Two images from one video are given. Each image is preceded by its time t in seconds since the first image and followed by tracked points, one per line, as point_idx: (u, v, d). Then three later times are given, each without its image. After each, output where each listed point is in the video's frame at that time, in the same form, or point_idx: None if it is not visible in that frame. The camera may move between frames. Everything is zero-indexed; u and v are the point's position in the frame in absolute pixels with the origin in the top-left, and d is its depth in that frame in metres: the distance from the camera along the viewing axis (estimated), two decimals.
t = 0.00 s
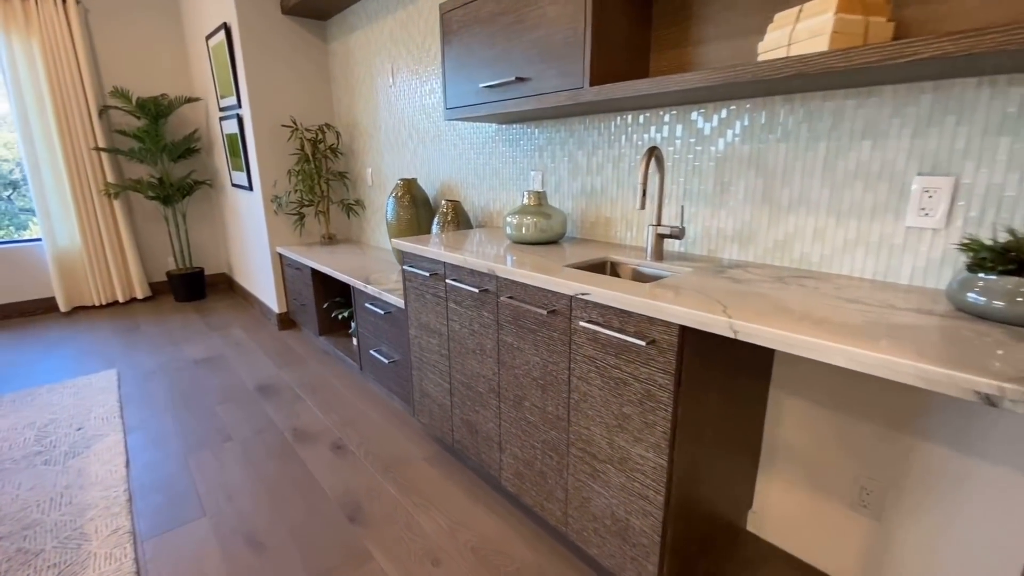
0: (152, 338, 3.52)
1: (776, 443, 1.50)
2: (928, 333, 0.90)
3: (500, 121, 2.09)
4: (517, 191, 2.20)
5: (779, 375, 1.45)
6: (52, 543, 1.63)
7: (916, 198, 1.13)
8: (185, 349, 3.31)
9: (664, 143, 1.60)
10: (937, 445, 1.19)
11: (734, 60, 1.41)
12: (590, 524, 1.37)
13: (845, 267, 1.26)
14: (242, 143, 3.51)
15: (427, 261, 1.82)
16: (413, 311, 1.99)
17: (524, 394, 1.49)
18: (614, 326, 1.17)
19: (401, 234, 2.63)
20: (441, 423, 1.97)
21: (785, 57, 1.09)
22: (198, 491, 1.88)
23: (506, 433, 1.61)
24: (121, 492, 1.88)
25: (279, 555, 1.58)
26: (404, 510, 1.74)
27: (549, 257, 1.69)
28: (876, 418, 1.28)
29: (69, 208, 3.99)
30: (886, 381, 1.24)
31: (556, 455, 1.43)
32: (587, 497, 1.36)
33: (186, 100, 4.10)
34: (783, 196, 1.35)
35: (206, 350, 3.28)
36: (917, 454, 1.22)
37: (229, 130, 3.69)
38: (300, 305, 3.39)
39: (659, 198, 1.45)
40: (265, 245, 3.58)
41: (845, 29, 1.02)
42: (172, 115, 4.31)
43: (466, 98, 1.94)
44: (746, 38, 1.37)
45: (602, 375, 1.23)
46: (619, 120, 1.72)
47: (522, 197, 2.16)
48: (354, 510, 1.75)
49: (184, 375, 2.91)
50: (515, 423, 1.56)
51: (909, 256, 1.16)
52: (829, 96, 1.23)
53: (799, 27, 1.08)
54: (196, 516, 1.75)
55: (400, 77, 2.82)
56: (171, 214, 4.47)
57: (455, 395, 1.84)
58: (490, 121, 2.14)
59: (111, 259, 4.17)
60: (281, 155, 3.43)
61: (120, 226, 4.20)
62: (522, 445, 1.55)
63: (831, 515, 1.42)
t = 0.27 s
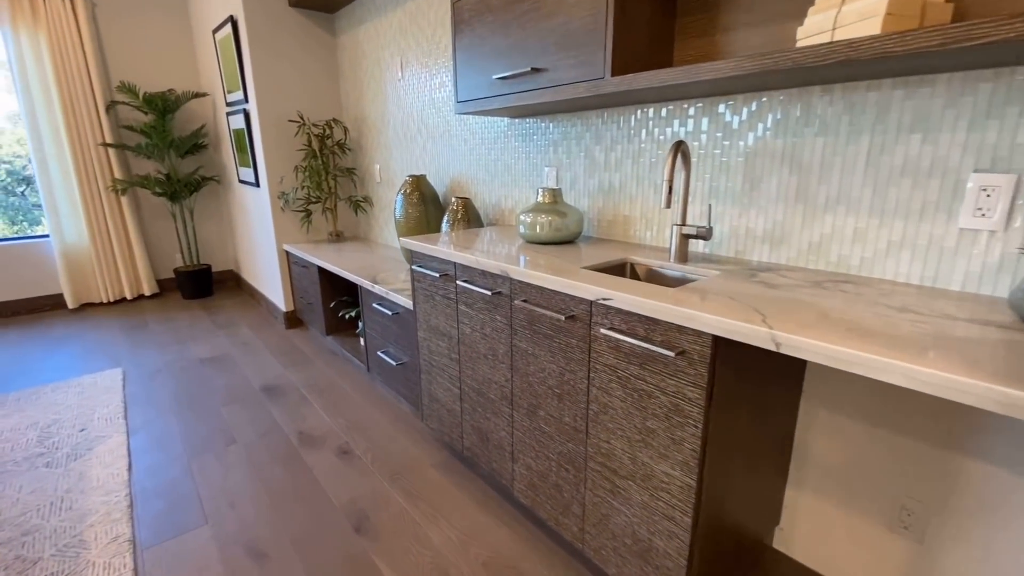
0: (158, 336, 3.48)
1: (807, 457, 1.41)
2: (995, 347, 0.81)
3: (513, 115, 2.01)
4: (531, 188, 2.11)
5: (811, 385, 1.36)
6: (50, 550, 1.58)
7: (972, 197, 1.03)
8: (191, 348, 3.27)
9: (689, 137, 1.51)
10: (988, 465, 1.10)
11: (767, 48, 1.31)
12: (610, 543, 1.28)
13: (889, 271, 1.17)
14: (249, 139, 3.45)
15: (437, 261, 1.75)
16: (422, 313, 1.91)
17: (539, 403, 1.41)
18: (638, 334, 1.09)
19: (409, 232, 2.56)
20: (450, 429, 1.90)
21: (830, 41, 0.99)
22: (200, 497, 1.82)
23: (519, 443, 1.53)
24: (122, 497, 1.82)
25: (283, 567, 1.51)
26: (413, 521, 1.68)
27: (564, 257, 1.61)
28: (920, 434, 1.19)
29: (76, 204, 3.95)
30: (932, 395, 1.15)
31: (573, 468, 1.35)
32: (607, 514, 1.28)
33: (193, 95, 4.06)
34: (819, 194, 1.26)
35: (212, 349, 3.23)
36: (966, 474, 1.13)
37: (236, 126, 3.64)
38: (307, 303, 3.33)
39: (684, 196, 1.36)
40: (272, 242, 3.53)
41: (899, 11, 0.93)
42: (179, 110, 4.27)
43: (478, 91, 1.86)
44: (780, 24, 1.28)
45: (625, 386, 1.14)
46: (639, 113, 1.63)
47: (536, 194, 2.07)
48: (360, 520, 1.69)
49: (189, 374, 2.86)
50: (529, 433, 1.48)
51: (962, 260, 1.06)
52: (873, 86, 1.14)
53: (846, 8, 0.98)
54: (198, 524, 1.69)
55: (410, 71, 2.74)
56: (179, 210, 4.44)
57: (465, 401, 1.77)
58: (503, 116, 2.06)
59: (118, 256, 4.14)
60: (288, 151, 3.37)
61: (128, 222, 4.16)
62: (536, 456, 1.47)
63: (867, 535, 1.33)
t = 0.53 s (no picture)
0: (169, 333, 3.47)
1: (839, 470, 1.33)
2: None
3: (529, 109, 1.94)
4: (546, 184, 2.04)
5: (845, 394, 1.29)
6: (55, 553, 1.55)
7: None
8: (201, 345, 3.25)
9: (715, 131, 1.43)
10: None
11: (801, 36, 1.23)
12: (630, 558, 1.22)
13: (934, 274, 1.09)
14: (259, 135, 3.42)
15: (450, 260, 1.69)
16: (433, 313, 1.86)
17: (555, 409, 1.35)
18: (665, 340, 1.02)
19: (420, 230, 2.51)
20: (462, 433, 1.84)
21: (878, 23, 0.92)
22: (207, 499, 1.79)
23: (534, 450, 1.47)
24: (129, 498, 1.79)
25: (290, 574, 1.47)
26: (423, 528, 1.62)
27: (582, 257, 1.55)
28: (965, 450, 1.11)
29: (89, 200, 3.96)
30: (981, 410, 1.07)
31: (591, 478, 1.28)
32: (627, 528, 1.21)
33: (205, 91, 4.04)
34: (857, 191, 1.18)
35: (222, 347, 3.21)
36: (1017, 494, 1.05)
37: (247, 122, 3.61)
38: (317, 301, 3.30)
39: (711, 193, 1.28)
40: (282, 239, 3.50)
41: None
42: (191, 107, 4.26)
43: (493, 83, 1.79)
44: (818, 9, 1.20)
45: (649, 395, 1.08)
46: (662, 106, 1.56)
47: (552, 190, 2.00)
48: (369, 527, 1.64)
49: (199, 372, 2.84)
50: (544, 439, 1.42)
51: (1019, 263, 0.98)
52: (921, 74, 1.05)
53: None
54: (205, 527, 1.66)
55: (421, 66, 2.69)
56: (190, 207, 4.43)
57: (477, 405, 1.71)
58: (517, 110, 1.99)
59: (131, 252, 4.14)
60: (298, 147, 3.34)
61: (140, 219, 4.16)
62: (552, 464, 1.41)
63: (904, 554, 1.25)
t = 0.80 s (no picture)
0: (182, 331, 3.48)
1: (871, 485, 1.26)
2: None
3: (544, 104, 1.88)
4: (561, 182, 1.98)
5: (878, 406, 1.21)
6: (64, 554, 1.53)
7: None
8: (212, 343, 3.24)
9: (742, 127, 1.36)
10: None
11: (836, 24, 1.16)
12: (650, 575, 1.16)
13: (981, 280, 1.01)
14: (271, 132, 3.40)
15: (462, 261, 1.64)
16: (444, 315, 1.82)
17: (571, 417, 1.30)
18: (690, 349, 0.96)
19: (432, 228, 2.46)
20: (473, 438, 1.79)
21: (929, 7, 0.84)
22: (216, 502, 1.76)
23: (549, 458, 1.42)
24: (138, 499, 1.77)
25: None
26: (433, 536, 1.58)
27: (599, 257, 1.48)
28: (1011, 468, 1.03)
29: (104, 197, 3.98)
30: None
31: (609, 490, 1.23)
32: (646, 544, 1.15)
33: (218, 88, 4.04)
34: (897, 191, 1.11)
35: (233, 345, 3.20)
36: None
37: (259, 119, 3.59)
38: (328, 299, 3.28)
39: (738, 192, 1.22)
40: (294, 237, 3.48)
41: None
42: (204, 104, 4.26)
43: (507, 78, 1.73)
44: None
45: (672, 406, 1.02)
46: (684, 101, 1.49)
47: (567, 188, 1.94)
48: (378, 533, 1.60)
49: (210, 371, 2.83)
50: (559, 448, 1.36)
51: None
52: (970, 64, 0.98)
53: None
54: (213, 531, 1.63)
55: (434, 61, 2.64)
56: (203, 204, 4.44)
57: (489, 409, 1.66)
58: (531, 105, 1.93)
59: (145, 249, 4.16)
60: (310, 144, 3.31)
61: (154, 216, 4.18)
62: (567, 474, 1.35)
63: None
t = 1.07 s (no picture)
0: (193, 327, 3.46)
1: (911, 504, 1.17)
2: None
3: (560, 95, 1.80)
4: (577, 177, 1.91)
5: (921, 419, 1.12)
6: (66, 558, 1.50)
7: None
8: (223, 340, 3.22)
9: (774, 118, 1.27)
10: None
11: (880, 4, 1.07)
12: None
13: None
14: (282, 127, 3.37)
15: (473, 259, 1.57)
16: (455, 315, 1.75)
17: (587, 426, 1.22)
18: (721, 358, 0.88)
19: (443, 225, 2.40)
20: (485, 443, 1.73)
21: None
22: (221, 505, 1.72)
23: (563, 468, 1.35)
24: (143, 500, 1.74)
25: None
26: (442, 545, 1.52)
27: (617, 257, 1.40)
28: None
29: (118, 193, 3.98)
30: None
31: (628, 505, 1.15)
32: (668, 563, 1.08)
33: (230, 83, 4.02)
34: (947, 187, 1.02)
35: (244, 342, 3.18)
36: None
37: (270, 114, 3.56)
38: (338, 297, 3.23)
39: (771, 187, 1.13)
40: (305, 233, 3.45)
41: None
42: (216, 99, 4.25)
43: (522, 68, 1.66)
44: None
45: (699, 419, 0.94)
46: (710, 91, 1.40)
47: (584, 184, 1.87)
48: (385, 541, 1.54)
49: (220, 368, 2.80)
50: (575, 457, 1.29)
51: None
52: None
53: None
54: (218, 536, 1.59)
55: (446, 54, 2.57)
56: (215, 200, 4.44)
57: (501, 414, 1.59)
58: (547, 97, 1.85)
59: (158, 245, 4.16)
60: (321, 139, 3.27)
61: (167, 212, 4.18)
62: (583, 485, 1.28)
63: None
